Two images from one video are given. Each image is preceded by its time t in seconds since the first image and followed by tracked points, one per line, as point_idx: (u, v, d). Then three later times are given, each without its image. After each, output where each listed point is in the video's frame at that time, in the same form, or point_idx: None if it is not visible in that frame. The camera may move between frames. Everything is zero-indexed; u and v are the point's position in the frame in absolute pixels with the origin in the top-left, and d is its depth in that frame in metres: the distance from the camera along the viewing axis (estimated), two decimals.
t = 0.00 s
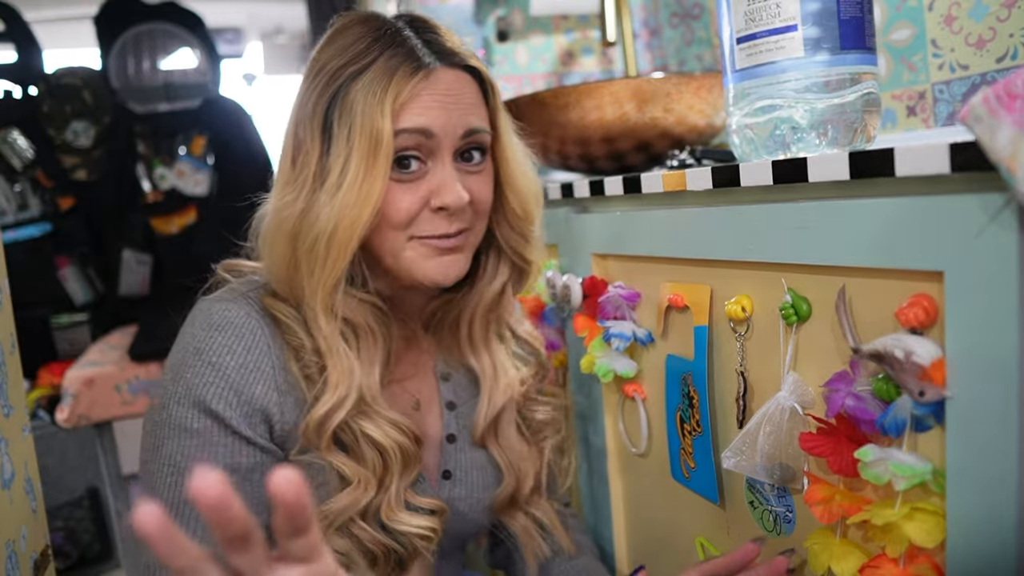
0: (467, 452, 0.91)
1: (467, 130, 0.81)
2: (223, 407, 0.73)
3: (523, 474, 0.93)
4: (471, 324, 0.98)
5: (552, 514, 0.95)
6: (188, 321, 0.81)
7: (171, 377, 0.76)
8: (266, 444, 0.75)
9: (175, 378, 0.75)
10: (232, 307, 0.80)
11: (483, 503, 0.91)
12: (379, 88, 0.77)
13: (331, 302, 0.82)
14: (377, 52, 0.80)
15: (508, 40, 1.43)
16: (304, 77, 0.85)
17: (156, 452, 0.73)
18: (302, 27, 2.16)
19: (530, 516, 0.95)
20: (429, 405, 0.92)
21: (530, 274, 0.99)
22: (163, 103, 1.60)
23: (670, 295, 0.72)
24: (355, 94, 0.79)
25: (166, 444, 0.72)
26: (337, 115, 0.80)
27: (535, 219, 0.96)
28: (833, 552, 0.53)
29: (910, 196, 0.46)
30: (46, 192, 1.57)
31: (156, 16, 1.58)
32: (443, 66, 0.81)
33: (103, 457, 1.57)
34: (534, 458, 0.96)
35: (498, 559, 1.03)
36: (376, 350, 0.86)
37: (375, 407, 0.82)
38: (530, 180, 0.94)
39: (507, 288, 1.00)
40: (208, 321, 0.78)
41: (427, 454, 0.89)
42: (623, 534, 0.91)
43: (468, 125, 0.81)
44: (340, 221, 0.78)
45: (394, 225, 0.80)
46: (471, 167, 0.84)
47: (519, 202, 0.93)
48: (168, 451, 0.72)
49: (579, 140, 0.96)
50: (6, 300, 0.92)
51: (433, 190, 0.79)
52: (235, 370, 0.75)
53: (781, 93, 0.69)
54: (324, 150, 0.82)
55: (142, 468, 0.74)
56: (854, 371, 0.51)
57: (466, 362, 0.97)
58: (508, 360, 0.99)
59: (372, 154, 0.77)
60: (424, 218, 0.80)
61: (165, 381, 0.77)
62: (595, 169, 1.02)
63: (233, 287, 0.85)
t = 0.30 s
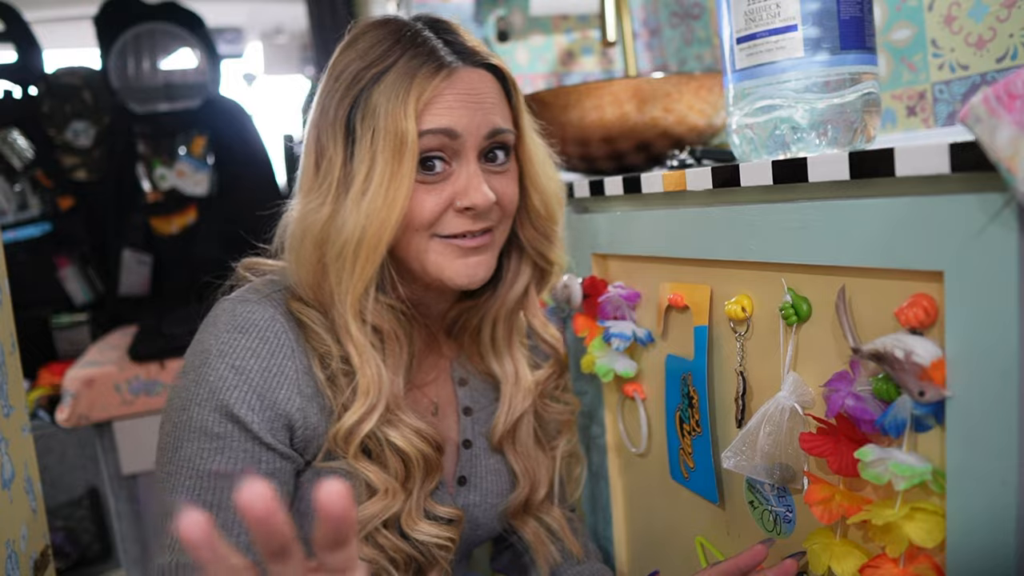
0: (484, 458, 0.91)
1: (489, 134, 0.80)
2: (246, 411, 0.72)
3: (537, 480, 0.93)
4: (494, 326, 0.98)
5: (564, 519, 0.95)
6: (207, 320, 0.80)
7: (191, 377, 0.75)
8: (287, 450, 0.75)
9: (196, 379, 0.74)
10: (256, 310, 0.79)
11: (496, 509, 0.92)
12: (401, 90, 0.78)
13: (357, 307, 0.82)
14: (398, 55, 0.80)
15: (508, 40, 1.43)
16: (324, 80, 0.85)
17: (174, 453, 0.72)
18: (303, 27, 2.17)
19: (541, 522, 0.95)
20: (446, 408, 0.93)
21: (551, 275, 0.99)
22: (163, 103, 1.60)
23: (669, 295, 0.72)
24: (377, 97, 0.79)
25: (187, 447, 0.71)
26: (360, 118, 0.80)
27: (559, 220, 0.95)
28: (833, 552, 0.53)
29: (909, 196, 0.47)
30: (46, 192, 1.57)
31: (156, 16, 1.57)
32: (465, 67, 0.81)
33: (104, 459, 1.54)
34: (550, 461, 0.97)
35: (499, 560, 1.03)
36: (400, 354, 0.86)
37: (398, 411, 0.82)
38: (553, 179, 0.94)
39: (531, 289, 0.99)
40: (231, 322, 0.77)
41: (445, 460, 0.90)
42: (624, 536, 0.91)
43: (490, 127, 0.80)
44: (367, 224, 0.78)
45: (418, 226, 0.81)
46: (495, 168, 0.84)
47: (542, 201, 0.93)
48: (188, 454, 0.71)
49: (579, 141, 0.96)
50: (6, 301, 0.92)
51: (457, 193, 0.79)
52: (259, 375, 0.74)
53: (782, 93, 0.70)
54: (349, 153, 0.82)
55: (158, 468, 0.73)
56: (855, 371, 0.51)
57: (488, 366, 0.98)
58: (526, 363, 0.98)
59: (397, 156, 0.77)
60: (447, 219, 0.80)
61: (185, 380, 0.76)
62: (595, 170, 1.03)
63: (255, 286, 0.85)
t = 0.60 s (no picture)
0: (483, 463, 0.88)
1: (486, 143, 0.79)
2: (257, 392, 0.68)
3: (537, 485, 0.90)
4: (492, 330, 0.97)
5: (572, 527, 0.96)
6: (205, 325, 0.79)
7: (196, 369, 0.72)
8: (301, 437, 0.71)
9: (201, 369, 0.71)
10: (259, 306, 0.78)
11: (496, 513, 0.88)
12: (399, 98, 0.77)
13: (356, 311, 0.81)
14: (397, 60, 0.80)
15: (508, 40, 1.43)
16: (322, 84, 0.84)
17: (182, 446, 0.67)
18: (303, 27, 2.17)
19: (538, 525, 0.93)
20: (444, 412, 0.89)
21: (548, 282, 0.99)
22: (163, 103, 1.60)
23: (669, 295, 0.72)
24: (376, 104, 0.78)
25: (196, 433, 0.66)
26: (357, 124, 0.80)
27: (557, 226, 0.95)
28: (833, 551, 0.53)
29: (909, 196, 0.47)
30: (46, 192, 1.57)
31: (157, 17, 1.57)
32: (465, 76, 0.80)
33: (103, 457, 1.53)
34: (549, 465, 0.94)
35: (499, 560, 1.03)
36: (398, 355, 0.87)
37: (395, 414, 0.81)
38: (551, 186, 0.93)
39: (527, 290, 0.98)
40: (232, 318, 0.76)
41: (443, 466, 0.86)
42: (624, 536, 0.91)
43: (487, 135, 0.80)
44: (362, 234, 0.78)
45: (414, 234, 0.81)
46: (492, 175, 0.84)
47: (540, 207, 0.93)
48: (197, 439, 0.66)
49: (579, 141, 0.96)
50: (6, 301, 0.92)
51: (453, 202, 0.79)
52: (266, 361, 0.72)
53: (781, 93, 0.69)
54: (346, 161, 0.83)
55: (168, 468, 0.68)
56: (854, 371, 0.51)
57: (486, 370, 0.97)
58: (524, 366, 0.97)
59: (394, 165, 0.77)
60: (444, 228, 0.81)
61: (188, 376, 0.73)
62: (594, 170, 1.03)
63: (254, 284, 0.84)
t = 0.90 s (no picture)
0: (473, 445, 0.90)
1: (485, 134, 0.79)
2: (251, 381, 0.70)
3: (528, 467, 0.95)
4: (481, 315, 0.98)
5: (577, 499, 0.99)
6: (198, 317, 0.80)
7: (191, 362, 0.73)
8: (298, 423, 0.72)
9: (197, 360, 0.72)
10: (250, 296, 0.79)
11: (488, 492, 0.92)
12: (399, 87, 0.77)
13: (353, 299, 0.81)
14: (396, 50, 0.79)
15: (508, 40, 1.43)
16: (319, 72, 0.84)
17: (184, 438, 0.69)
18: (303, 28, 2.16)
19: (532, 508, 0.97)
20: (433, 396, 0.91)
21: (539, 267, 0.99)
22: (163, 103, 1.59)
23: (669, 295, 0.72)
24: (376, 94, 0.78)
25: (196, 425, 0.68)
26: (357, 114, 0.80)
27: (546, 219, 0.96)
28: (833, 551, 0.53)
29: (909, 196, 0.47)
30: (46, 192, 1.57)
31: (156, 17, 1.57)
32: (464, 66, 0.79)
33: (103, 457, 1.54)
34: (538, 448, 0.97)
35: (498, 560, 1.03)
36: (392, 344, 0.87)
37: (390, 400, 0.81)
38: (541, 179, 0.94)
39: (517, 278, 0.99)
40: (225, 309, 0.77)
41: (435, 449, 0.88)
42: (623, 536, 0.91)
43: (484, 126, 0.78)
44: (361, 223, 0.78)
45: (414, 224, 0.79)
46: (487, 168, 0.84)
47: (529, 199, 0.94)
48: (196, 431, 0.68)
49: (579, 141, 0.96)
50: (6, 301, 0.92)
51: (450, 193, 0.77)
52: (258, 350, 0.72)
53: (781, 93, 0.69)
54: (344, 150, 0.82)
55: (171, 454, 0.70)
56: (854, 371, 0.51)
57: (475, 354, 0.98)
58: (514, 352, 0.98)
59: (394, 154, 0.76)
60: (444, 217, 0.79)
61: (184, 369, 0.74)
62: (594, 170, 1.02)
63: (245, 275, 0.85)
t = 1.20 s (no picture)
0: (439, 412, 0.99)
1: (476, 127, 0.87)
2: (229, 379, 0.71)
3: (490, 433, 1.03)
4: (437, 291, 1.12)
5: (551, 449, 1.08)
6: (155, 311, 0.78)
7: (161, 357, 0.72)
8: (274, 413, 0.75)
9: (169, 358, 0.71)
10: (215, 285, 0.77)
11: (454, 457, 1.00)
12: (417, 78, 0.78)
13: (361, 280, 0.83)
14: (408, 40, 0.80)
15: (508, 40, 1.44)
16: (317, 49, 0.80)
17: (161, 437, 0.70)
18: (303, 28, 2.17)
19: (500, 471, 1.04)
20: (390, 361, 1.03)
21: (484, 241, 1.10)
22: (163, 103, 1.60)
23: (669, 295, 0.72)
24: (392, 82, 0.78)
25: (175, 426, 0.69)
26: (371, 97, 0.78)
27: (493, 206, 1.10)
28: (833, 551, 0.53)
29: (909, 196, 0.47)
30: (46, 191, 1.57)
31: (156, 16, 1.57)
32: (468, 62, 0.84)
33: (103, 456, 1.55)
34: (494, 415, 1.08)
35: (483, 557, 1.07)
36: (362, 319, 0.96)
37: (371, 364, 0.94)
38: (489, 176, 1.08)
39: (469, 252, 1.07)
40: (189, 300, 0.75)
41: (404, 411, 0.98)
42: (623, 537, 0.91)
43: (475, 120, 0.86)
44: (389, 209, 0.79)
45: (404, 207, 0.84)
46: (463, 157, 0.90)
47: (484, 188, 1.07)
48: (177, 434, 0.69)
49: (579, 140, 0.96)
50: (6, 300, 0.92)
51: (444, 178, 0.85)
52: (232, 344, 0.72)
53: (781, 93, 0.69)
54: (352, 134, 0.80)
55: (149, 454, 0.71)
56: (854, 371, 0.51)
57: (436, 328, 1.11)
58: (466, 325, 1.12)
59: (417, 142, 0.79)
60: (433, 202, 0.86)
61: (150, 364, 0.73)
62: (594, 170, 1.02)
63: (199, 264, 0.82)
